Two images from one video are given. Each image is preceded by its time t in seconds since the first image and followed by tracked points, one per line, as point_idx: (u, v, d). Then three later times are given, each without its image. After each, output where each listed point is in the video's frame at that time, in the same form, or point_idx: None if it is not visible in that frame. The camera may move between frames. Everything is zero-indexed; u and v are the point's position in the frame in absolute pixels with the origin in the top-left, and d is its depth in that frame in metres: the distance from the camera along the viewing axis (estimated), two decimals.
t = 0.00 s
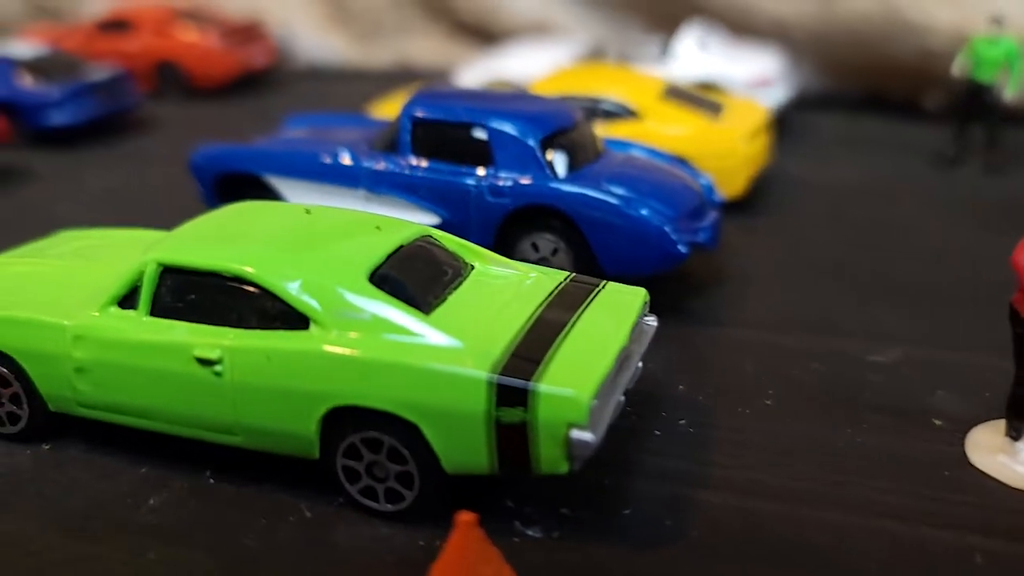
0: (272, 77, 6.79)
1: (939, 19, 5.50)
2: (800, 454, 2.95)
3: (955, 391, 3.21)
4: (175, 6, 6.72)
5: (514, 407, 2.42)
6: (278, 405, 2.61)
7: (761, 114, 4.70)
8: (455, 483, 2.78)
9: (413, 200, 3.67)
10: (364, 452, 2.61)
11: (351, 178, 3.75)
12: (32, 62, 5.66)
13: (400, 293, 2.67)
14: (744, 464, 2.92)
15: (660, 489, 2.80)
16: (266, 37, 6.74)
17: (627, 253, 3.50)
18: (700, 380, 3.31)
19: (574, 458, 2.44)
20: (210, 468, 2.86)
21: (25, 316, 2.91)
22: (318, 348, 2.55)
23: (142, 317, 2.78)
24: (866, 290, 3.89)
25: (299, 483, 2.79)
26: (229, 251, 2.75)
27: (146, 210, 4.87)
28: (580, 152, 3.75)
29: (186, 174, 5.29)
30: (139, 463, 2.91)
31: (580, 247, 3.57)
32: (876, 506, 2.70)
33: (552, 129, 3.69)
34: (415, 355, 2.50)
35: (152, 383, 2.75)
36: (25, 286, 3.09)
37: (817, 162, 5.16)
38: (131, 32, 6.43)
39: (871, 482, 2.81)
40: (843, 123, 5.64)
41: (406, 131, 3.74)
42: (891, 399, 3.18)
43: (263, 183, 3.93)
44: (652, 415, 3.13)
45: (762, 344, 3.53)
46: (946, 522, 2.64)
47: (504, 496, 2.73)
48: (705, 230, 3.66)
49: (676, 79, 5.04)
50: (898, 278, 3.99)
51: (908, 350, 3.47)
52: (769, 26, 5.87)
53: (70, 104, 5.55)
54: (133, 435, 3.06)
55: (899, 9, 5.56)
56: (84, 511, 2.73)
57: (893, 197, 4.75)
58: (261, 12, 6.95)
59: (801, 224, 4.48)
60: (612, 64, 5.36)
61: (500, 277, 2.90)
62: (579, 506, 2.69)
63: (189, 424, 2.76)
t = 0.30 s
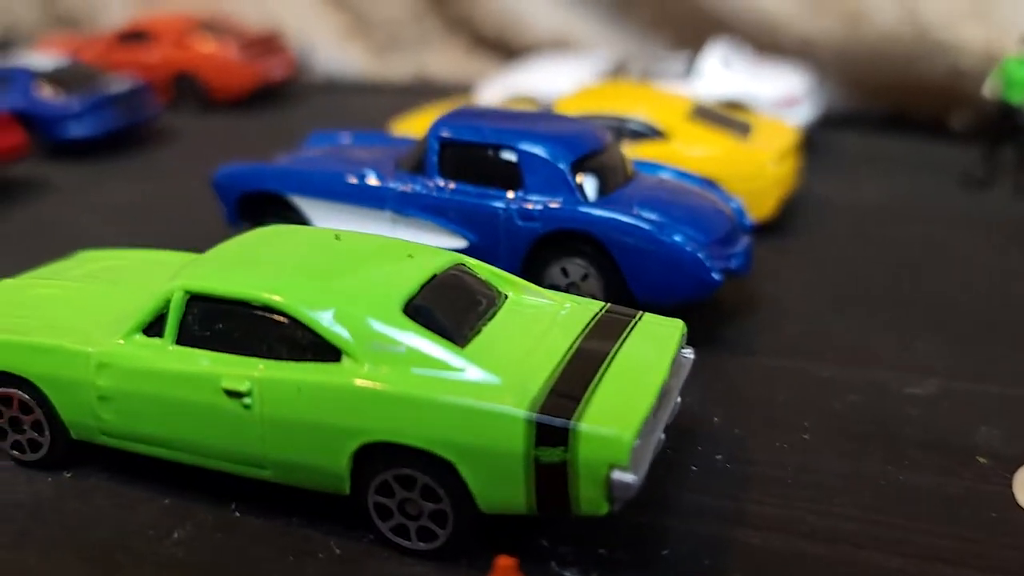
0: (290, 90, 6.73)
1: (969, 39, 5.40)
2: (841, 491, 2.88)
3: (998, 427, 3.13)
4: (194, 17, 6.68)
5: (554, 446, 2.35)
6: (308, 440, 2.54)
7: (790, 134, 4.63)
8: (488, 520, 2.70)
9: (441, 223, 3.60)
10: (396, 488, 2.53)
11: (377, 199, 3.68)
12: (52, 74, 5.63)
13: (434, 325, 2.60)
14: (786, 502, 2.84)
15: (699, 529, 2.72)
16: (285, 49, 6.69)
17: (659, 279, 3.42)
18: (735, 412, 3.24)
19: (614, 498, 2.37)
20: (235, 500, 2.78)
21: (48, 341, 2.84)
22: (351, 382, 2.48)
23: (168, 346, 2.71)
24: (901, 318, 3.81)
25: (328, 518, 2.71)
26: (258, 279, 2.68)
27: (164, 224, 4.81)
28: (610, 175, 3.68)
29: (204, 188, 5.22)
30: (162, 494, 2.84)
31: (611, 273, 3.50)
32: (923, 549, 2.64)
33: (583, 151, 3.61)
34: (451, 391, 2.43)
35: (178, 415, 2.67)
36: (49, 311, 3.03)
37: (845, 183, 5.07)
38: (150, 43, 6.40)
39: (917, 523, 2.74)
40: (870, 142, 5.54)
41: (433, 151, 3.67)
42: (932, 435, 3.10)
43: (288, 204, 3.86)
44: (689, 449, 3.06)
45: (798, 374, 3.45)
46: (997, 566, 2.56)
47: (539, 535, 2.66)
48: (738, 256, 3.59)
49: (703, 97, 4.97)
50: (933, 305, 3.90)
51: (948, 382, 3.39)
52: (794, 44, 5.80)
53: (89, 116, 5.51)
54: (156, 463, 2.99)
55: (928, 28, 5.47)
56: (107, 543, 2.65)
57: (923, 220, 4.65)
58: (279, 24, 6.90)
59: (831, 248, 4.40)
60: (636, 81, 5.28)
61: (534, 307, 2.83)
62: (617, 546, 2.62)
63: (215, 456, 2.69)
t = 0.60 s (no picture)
0: (306, 103, 6.69)
1: (997, 52, 5.33)
2: (887, 516, 2.80)
3: None
4: (211, 30, 6.64)
5: (600, 472, 2.29)
6: (344, 464, 2.47)
7: (818, 149, 4.56)
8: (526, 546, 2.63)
9: (470, 239, 3.54)
10: (435, 514, 2.46)
11: (406, 215, 3.62)
12: (70, 87, 5.60)
13: (474, 346, 2.53)
14: (831, 528, 2.76)
15: (744, 556, 2.64)
16: (301, 61, 6.64)
17: (694, 298, 3.35)
18: (774, 433, 3.16)
19: (661, 526, 2.30)
20: (266, 524, 2.71)
21: (74, 361, 2.77)
22: (389, 405, 2.41)
23: (199, 366, 2.63)
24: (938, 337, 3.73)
25: (362, 543, 2.64)
26: (291, 298, 2.61)
27: (184, 239, 4.75)
28: (642, 191, 3.61)
29: (223, 202, 5.17)
30: (191, 517, 2.77)
31: (644, 291, 3.43)
32: None
33: (614, 167, 3.55)
34: (493, 414, 2.36)
35: (209, 438, 2.60)
36: (75, 331, 2.96)
37: (872, 198, 5.00)
38: (167, 56, 6.37)
39: (968, 551, 2.66)
40: (896, 156, 5.46)
41: (462, 166, 3.61)
42: (977, 459, 3.02)
43: (314, 221, 3.80)
44: (729, 472, 2.98)
45: (836, 394, 3.37)
46: None
47: (580, 562, 2.59)
48: (773, 273, 3.52)
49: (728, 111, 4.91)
50: (970, 323, 3.82)
51: (990, 403, 3.30)
52: (818, 58, 5.74)
53: (107, 129, 5.47)
54: (184, 485, 2.92)
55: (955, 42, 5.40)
56: (135, 569, 2.58)
57: (954, 235, 4.57)
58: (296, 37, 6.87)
59: (862, 265, 4.32)
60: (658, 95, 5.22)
61: (572, 326, 2.76)
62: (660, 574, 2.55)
63: (247, 480, 2.61)
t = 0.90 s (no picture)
0: (315, 113, 6.66)
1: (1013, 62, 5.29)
2: (918, 531, 2.75)
3: None
4: (220, 38, 6.61)
5: (632, 489, 2.25)
6: (370, 481, 2.42)
7: (836, 161, 4.53)
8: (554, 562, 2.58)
9: (490, 250, 3.50)
10: (463, 531, 2.42)
11: (424, 226, 3.58)
12: (80, 96, 5.57)
13: (503, 360, 2.49)
14: (861, 543, 2.71)
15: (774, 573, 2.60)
16: (310, 70, 6.61)
17: (716, 310, 3.32)
18: (800, 447, 3.12)
19: (695, 544, 2.27)
20: (288, 541, 2.66)
21: (92, 374, 2.73)
22: (417, 420, 2.37)
23: (221, 380, 2.59)
24: (962, 348, 3.69)
25: (385, 560, 2.59)
26: (315, 310, 2.56)
27: (195, 249, 4.71)
28: (662, 203, 3.58)
29: (234, 212, 5.14)
30: (211, 533, 2.73)
31: (666, 302, 3.39)
32: None
33: (635, 178, 3.52)
34: (524, 430, 2.32)
35: (231, 453, 2.55)
36: (92, 344, 2.92)
37: (888, 209, 4.96)
38: (176, 65, 6.34)
39: (1001, 567, 2.61)
40: (910, 167, 5.43)
41: (481, 177, 3.58)
42: (1007, 473, 2.98)
43: (331, 232, 3.76)
44: (755, 487, 2.94)
45: (860, 408, 3.33)
46: None
47: None
48: (795, 285, 3.48)
49: (744, 121, 4.89)
50: (993, 334, 3.78)
51: (1018, 416, 3.26)
52: (832, 69, 5.72)
53: (117, 139, 5.44)
54: (203, 501, 2.87)
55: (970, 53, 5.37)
56: None
57: (973, 246, 4.53)
58: (306, 47, 6.85)
59: (881, 276, 4.29)
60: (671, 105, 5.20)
61: (599, 340, 2.72)
62: None
63: (269, 496, 2.57)
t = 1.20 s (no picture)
0: (321, 123, 6.63)
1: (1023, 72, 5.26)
2: (946, 545, 2.71)
3: None
4: (226, 49, 6.59)
5: (662, 503, 2.21)
6: (391, 495, 2.37)
7: (850, 171, 4.51)
8: None
9: (506, 261, 3.47)
10: (487, 546, 2.38)
11: (438, 237, 3.54)
12: (85, 107, 5.53)
13: (528, 372, 2.45)
14: (888, 557, 2.67)
15: None
16: (316, 80, 6.59)
17: (736, 321, 3.28)
18: (822, 460, 3.08)
19: (725, 558, 2.23)
20: (307, 557, 2.61)
21: (106, 387, 2.68)
22: (440, 433, 2.33)
23: (238, 394, 2.54)
24: (981, 359, 3.65)
25: None
26: (335, 320, 2.52)
27: (204, 260, 4.67)
28: (679, 213, 3.54)
29: (242, 223, 5.10)
30: (228, 549, 2.68)
31: (684, 313, 3.36)
32: None
33: (653, 188, 3.49)
34: (550, 443, 2.28)
35: (249, 467, 2.50)
36: (106, 355, 2.88)
37: (900, 219, 4.93)
38: (181, 76, 6.31)
39: None
40: (921, 177, 5.39)
41: (496, 187, 3.54)
42: None
43: (345, 243, 3.72)
44: (779, 500, 2.90)
45: (881, 420, 3.29)
46: None
47: None
48: (814, 296, 3.45)
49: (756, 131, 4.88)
50: (1012, 345, 3.74)
51: None
52: (841, 79, 5.70)
53: (123, 149, 5.39)
54: (219, 515, 2.83)
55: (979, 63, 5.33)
56: None
57: (988, 256, 4.50)
58: (312, 58, 6.83)
59: (896, 287, 4.26)
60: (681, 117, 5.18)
61: (621, 351, 2.69)
62: None
63: (287, 511, 2.52)
